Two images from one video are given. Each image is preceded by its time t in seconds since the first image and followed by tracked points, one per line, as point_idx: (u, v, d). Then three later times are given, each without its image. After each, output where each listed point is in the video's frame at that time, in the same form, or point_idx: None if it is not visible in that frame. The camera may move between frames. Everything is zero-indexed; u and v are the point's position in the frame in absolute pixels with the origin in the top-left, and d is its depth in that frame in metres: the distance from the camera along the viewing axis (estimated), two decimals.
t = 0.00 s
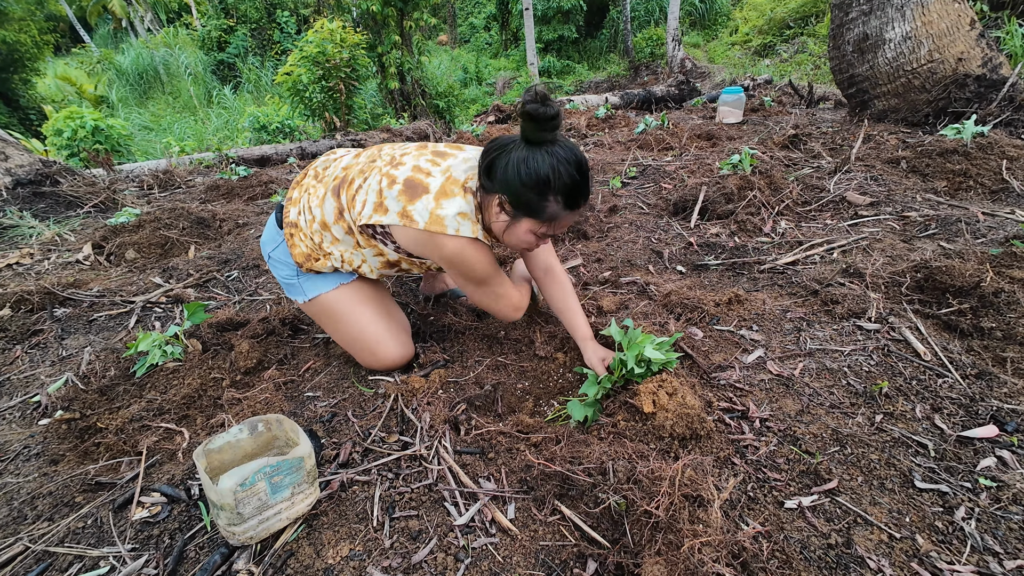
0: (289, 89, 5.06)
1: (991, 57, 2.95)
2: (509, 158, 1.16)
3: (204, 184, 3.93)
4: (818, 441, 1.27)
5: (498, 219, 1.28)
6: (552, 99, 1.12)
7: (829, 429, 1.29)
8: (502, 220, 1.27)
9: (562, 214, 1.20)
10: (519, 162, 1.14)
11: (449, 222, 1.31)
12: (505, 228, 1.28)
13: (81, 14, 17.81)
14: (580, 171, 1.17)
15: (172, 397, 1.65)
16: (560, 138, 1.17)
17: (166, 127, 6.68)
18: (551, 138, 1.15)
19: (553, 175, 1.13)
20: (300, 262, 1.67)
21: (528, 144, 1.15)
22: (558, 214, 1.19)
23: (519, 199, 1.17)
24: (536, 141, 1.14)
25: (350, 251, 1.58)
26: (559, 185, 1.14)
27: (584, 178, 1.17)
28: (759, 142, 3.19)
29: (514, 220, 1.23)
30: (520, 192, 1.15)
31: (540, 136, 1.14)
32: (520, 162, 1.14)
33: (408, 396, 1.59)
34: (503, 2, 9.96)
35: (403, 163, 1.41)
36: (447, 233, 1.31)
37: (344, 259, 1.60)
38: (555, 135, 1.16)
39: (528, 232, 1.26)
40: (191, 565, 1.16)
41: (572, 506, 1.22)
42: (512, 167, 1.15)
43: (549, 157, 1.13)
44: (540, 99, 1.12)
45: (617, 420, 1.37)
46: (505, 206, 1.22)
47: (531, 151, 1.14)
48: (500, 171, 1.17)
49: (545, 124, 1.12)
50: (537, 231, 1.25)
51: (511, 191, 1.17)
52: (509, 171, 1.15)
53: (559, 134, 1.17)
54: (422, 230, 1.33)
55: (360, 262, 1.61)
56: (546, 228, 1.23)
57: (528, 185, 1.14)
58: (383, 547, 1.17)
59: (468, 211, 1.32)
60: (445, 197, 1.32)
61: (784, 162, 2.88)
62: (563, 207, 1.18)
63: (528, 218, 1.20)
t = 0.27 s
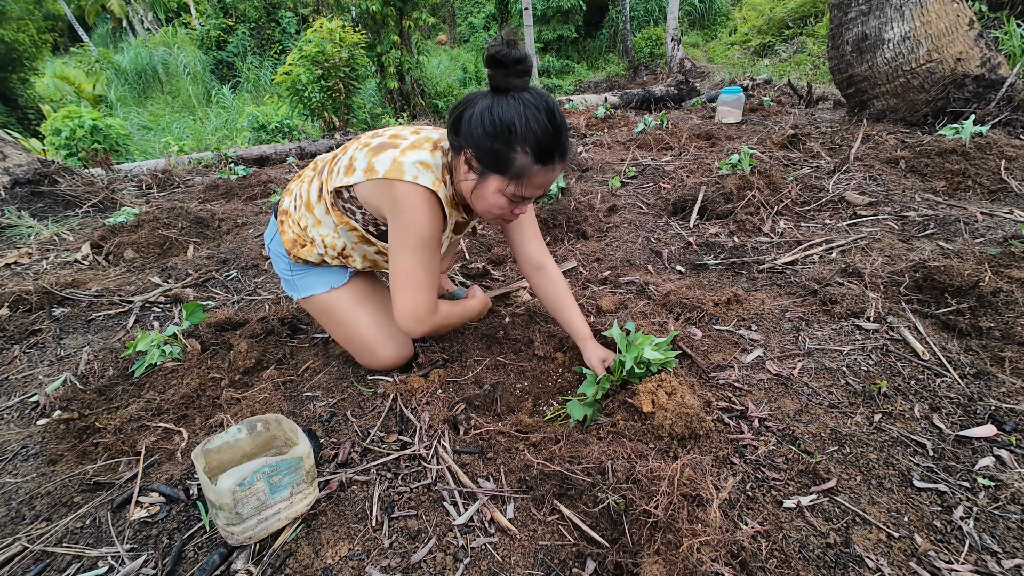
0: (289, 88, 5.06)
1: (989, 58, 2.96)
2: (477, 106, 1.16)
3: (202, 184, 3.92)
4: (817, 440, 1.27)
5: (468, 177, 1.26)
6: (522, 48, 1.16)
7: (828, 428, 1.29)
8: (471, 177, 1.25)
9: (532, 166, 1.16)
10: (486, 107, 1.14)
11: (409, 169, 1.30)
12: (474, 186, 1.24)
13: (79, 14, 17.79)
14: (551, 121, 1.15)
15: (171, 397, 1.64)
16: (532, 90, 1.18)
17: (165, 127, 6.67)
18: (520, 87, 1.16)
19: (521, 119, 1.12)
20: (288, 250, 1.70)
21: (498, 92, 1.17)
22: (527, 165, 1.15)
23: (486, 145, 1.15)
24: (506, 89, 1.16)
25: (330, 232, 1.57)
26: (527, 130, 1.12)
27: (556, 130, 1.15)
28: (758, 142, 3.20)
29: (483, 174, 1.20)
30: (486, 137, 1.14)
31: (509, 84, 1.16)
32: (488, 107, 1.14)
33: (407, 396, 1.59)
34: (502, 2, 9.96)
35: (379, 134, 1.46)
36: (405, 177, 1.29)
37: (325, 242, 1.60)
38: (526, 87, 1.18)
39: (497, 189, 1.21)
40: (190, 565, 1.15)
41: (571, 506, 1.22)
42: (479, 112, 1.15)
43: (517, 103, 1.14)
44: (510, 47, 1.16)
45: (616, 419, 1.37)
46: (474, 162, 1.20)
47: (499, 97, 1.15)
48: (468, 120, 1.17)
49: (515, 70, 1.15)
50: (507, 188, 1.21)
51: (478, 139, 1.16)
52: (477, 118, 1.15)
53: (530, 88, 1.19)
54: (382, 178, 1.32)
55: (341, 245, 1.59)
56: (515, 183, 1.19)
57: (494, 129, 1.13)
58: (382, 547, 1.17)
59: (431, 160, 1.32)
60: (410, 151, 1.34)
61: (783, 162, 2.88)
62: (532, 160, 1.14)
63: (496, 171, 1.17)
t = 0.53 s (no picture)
0: (288, 88, 5.06)
1: (988, 59, 2.97)
2: (459, 81, 1.17)
3: (202, 183, 3.92)
4: (816, 439, 1.27)
5: (454, 155, 1.27)
6: (501, 19, 1.16)
7: (827, 427, 1.30)
8: (456, 155, 1.25)
9: (516, 141, 1.15)
10: (467, 82, 1.15)
11: (383, 130, 1.35)
12: (460, 164, 1.25)
13: (78, 13, 17.77)
14: (535, 91, 1.15)
15: (172, 397, 1.65)
16: (514, 62, 1.18)
17: (165, 127, 6.67)
18: (502, 59, 1.17)
19: (501, 92, 1.12)
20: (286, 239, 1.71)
21: (479, 66, 1.17)
22: (511, 140, 1.15)
23: (468, 122, 1.15)
24: (487, 62, 1.17)
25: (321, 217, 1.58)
26: (509, 103, 1.12)
27: (540, 102, 1.15)
28: (757, 142, 3.21)
29: (467, 151, 1.20)
30: (468, 113, 1.15)
31: (490, 57, 1.16)
32: (468, 81, 1.15)
33: (408, 396, 1.59)
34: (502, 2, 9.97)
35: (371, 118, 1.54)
36: (377, 137, 1.34)
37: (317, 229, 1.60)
38: (507, 59, 1.18)
39: (482, 167, 1.22)
40: (192, 564, 1.16)
41: (571, 504, 1.23)
42: (460, 88, 1.16)
43: (498, 75, 1.14)
44: (489, 19, 1.16)
45: (617, 419, 1.37)
46: (459, 139, 1.21)
47: (480, 70, 1.15)
48: (450, 96, 1.18)
49: (494, 44, 1.16)
50: (492, 166, 1.21)
51: (460, 114, 1.16)
52: (459, 93, 1.16)
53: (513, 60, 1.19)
54: (354, 138, 1.37)
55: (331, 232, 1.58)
56: (500, 160, 1.19)
57: (475, 104, 1.13)
58: (384, 545, 1.17)
59: (407, 129, 1.37)
60: (390, 121, 1.39)
61: (783, 162, 2.89)
62: (517, 134, 1.14)
63: (480, 146, 1.18)
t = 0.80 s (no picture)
0: (288, 88, 5.07)
1: (986, 60, 2.98)
2: (450, 56, 1.18)
3: (202, 184, 3.92)
4: (814, 439, 1.28)
5: (449, 133, 1.28)
6: None
7: (826, 427, 1.31)
8: (451, 132, 1.27)
9: (510, 115, 1.16)
10: (458, 57, 1.16)
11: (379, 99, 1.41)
12: (455, 142, 1.26)
13: (77, 12, 17.75)
14: (527, 64, 1.15)
15: (173, 397, 1.65)
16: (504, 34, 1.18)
17: (164, 127, 6.67)
18: (493, 33, 1.17)
19: (493, 65, 1.13)
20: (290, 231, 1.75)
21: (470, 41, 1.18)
22: (506, 114, 1.16)
23: (461, 97, 1.16)
24: (477, 36, 1.18)
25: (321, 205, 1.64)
26: (501, 75, 1.12)
27: (532, 74, 1.15)
28: (756, 142, 3.22)
29: (462, 127, 1.21)
30: (460, 88, 1.16)
31: (480, 30, 1.17)
32: (460, 56, 1.16)
33: (408, 395, 1.60)
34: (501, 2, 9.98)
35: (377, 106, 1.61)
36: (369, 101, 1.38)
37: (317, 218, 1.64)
38: (498, 33, 1.19)
39: (478, 143, 1.22)
40: (194, 563, 1.16)
41: (571, 504, 1.23)
42: (453, 63, 1.17)
43: (489, 48, 1.15)
44: None
45: (616, 419, 1.38)
46: (453, 116, 1.22)
47: (471, 44, 1.16)
48: (443, 72, 1.19)
49: (483, 17, 1.17)
50: (487, 141, 1.22)
51: (453, 89, 1.17)
52: (451, 69, 1.17)
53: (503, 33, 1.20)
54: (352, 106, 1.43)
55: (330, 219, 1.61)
56: (495, 135, 1.19)
57: (468, 79, 1.14)
58: (384, 544, 1.18)
59: (402, 101, 1.40)
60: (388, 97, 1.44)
61: (782, 163, 2.90)
62: (511, 107, 1.15)
63: (475, 123, 1.19)
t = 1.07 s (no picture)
0: (287, 88, 5.07)
1: (984, 61, 2.99)
2: (463, 81, 1.19)
3: (201, 184, 3.92)
4: (810, 439, 1.29)
5: (459, 152, 1.29)
6: (505, 18, 1.16)
7: (822, 427, 1.31)
8: (461, 152, 1.28)
9: (518, 140, 1.18)
10: (470, 83, 1.17)
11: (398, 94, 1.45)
12: (464, 161, 1.28)
13: (76, 12, 17.75)
14: (537, 92, 1.16)
15: (172, 397, 1.66)
16: (517, 60, 1.18)
17: (164, 126, 6.68)
18: (505, 58, 1.17)
19: (503, 94, 1.14)
20: (295, 229, 1.76)
21: (483, 65, 1.18)
22: (513, 140, 1.18)
23: (471, 122, 1.18)
24: (490, 62, 1.18)
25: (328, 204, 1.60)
26: (511, 104, 1.13)
27: (541, 102, 1.16)
28: (755, 143, 3.22)
29: (471, 150, 1.23)
30: (471, 114, 1.17)
31: (494, 56, 1.17)
32: (471, 82, 1.17)
33: (406, 396, 1.60)
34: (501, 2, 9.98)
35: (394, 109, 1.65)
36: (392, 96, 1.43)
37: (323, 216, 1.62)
38: (511, 58, 1.18)
39: (486, 164, 1.24)
40: (191, 563, 1.17)
41: (567, 504, 1.24)
42: (464, 88, 1.17)
43: (501, 76, 1.15)
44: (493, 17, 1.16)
45: (613, 419, 1.38)
46: (462, 138, 1.24)
47: (483, 71, 1.16)
48: (454, 95, 1.20)
49: (498, 43, 1.16)
50: (495, 163, 1.24)
51: (464, 114, 1.18)
52: (462, 94, 1.18)
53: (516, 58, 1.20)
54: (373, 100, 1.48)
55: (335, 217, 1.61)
56: (503, 158, 1.21)
57: (479, 106, 1.15)
58: (382, 545, 1.18)
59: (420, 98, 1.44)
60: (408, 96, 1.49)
61: (780, 163, 2.91)
62: (520, 134, 1.17)
63: (484, 147, 1.21)
